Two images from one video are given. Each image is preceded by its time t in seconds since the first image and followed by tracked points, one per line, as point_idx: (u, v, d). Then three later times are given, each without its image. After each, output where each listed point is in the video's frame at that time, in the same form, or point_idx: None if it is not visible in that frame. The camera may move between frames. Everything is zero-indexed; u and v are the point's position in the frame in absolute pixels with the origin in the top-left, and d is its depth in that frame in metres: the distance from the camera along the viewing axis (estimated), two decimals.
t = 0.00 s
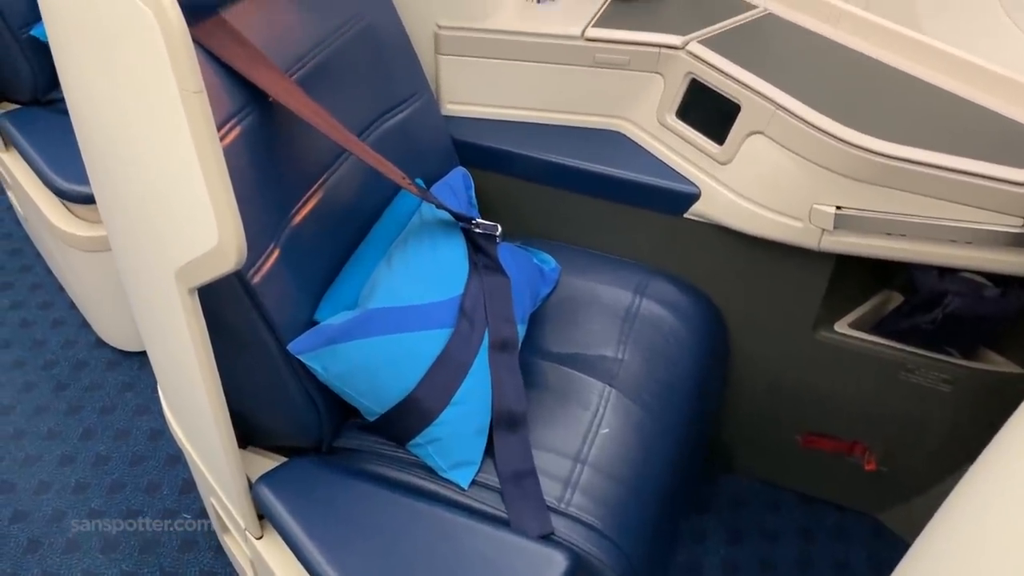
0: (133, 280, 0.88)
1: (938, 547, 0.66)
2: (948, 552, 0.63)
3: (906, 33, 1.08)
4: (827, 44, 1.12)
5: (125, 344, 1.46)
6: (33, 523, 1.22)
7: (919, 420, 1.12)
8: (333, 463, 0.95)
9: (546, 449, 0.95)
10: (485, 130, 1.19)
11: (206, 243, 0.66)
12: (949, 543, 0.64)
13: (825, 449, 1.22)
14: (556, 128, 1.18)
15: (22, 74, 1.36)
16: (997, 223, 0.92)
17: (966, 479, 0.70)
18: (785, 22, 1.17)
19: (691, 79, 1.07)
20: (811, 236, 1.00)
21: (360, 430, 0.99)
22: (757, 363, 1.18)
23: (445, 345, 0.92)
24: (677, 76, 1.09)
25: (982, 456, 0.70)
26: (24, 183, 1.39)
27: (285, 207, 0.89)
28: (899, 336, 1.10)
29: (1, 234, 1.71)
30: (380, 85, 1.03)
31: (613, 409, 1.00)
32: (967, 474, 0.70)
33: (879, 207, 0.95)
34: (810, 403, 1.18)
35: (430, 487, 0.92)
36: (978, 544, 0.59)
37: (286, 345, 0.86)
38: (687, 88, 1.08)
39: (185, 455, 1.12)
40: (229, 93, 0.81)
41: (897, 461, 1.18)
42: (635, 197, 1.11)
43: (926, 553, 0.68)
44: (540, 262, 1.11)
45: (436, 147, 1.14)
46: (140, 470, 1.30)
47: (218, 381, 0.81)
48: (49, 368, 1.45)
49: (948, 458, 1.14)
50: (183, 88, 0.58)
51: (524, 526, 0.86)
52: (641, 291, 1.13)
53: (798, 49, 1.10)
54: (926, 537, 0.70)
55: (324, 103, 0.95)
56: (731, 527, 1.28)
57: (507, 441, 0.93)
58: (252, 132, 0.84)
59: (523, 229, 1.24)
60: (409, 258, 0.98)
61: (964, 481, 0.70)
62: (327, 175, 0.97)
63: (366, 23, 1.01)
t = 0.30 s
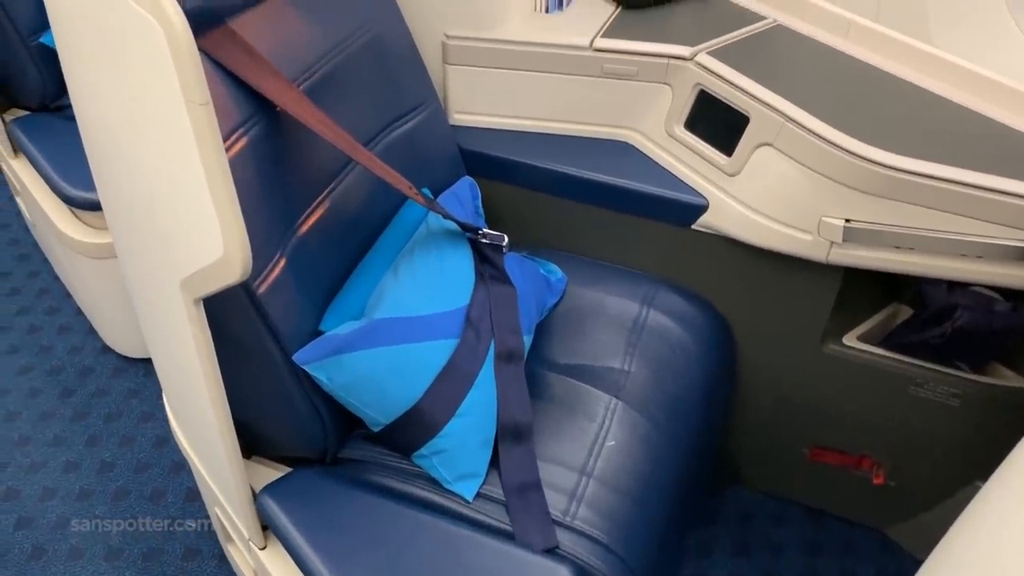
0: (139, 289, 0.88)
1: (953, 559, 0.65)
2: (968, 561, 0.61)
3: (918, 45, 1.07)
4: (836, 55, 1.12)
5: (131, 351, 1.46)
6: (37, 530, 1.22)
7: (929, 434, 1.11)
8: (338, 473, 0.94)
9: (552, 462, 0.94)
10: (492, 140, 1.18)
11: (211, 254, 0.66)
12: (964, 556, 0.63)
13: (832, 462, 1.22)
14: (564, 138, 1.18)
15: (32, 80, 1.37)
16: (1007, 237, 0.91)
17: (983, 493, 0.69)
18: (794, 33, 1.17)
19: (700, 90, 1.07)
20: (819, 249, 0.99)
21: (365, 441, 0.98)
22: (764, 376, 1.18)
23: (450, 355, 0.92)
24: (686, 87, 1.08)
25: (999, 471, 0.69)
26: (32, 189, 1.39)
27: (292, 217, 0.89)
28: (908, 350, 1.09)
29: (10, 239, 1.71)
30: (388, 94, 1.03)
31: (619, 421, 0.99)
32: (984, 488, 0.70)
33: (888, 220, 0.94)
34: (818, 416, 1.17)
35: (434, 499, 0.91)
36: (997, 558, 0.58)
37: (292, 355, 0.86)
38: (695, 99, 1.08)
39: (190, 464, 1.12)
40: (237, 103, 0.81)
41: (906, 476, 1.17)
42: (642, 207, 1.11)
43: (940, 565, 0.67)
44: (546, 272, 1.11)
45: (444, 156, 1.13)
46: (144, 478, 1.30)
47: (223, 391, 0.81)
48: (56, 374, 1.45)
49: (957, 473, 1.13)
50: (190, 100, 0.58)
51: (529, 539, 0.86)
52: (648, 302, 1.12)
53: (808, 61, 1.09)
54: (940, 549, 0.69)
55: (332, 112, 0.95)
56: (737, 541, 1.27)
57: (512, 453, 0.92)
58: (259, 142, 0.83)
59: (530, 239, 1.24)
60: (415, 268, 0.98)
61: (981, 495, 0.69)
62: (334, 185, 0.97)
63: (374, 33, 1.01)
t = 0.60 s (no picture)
0: (146, 299, 0.88)
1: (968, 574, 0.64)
2: None
3: (929, 59, 1.07)
4: (846, 68, 1.11)
5: (138, 358, 1.47)
6: (42, 536, 1.22)
7: (939, 450, 1.10)
8: (343, 485, 0.94)
9: (558, 474, 0.94)
10: (501, 150, 1.18)
11: (218, 266, 0.66)
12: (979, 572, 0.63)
13: (840, 476, 1.21)
14: (572, 149, 1.18)
15: (43, 88, 1.37)
16: (1018, 252, 0.90)
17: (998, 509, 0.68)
18: (803, 46, 1.16)
19: (709, 103, 1.07)
20: (829, 262, 0.98)
21: (371, 452, 0.98)
22: (772, 389, 1.17)
23: (457, 367, 0.92)
24: (695, 99, 1.08)
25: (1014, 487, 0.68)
26: (42, 196, 1.40)
27: (299, 227, 0.89)
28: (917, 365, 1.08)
29: (19, 245, 1.72)
30: (397, 105, 1.04)
31: (626, 435, 0.99)
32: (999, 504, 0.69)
33: (899, 234, 0.93)
34: (826, 430, 1.16)
35: (440, 511, 0.91)
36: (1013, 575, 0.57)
37: (298, 365, 0.85)
38: (704, 111, 1.08)
39: (196, 473, 1.12)
40: (246, 114, 0.81)
41: (915, 491, 1.16)
42: (650, 219, 1.11)
43: None
44: (553, 283, 1.11)
45: (452, 167, 1.13)
46: (150, 486, 1.30)
47: (229, 402, 0.81)
48: (64, 380, 1.45)
49: (965, 491, 1.12)
50: (198, 113, 0.58)
51: (534, 553, 0.85)
52: (656, 314, 1.12)
53: (819, 74, 1.09)
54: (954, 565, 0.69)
55: (340, 123, 0.95)
56: (744, 554, 1.26)
57: (518, 466, 0.92)
58: (267, 152, 0.84)
59: (538, 250, 1.24)
60: (422, 278, 0.98)
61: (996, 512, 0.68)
62: (342, 195, 0.97)
63: (384, 44, 1.01)
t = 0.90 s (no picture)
0: (154, 308, 0.88)
1: None
2: None
3: (940, 72, 1.06)
4: (856, 80, 1.11)
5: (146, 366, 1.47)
6: (49, 543, 1.22)
7: (948, 465, 1.09)
8: (348, 495, 0.94)
9: (564, 487, 0.93)
10: (509, 161, 1.18)
11: (225, 277, 0.66)
12: None
13: (848, 490, 1.20)
14: (580, 160, 1.18)
15: (55, 96, 1.38)
16: None
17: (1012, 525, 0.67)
18: (813, 58, 1.16)
19: (718, 114, 1.07)
20: (838, 275, 0.98)
21: (376, 463, 0.98)
22: (781, 402, 1.16)
23: (463, 378, 0.91)
24: (704, 111, 1.08)
25: None
26: (52, 204, 1.41)
27: (308, 238, 0.89)
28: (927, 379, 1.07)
29: (30, 252, 1.73)
30: (406, 115, 1.04)
31: (633, 447, 0.98)
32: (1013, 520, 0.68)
33: (908, 248, 0.93)
34: (835, 444, 1.15)
35: (446, 523, 0.91)
36: None
37: (304, 375, 0.86)
38: (714, 122, 1.08)
39: (202, 482, 1.12)
40: (255, 125, 0.82)
41: (924, 506, 1.15)
42: (658, 230, 1.10)
43: None
44: (560, 294, 1.09)
45: (460, 177, 1.13)
46: (157, 493, 1.30)
47: (235, 412, 0.81)
48: (72, 387, 1.46)
49: (974, 507, 1.11)
50: (206, 125, 0.58)
51: (540, 566, 0.85)
52: (663, 326, 1.11)
53: (829, 86, 1.08)
54: None
55: (349, 134, 0.95)
56: (751, 568, 1.25)
57: (524, 478, 0.91)
58: (276, 162, 0.84)
59: (545, 261, 1.23)
60: (429, 289, 0.98)
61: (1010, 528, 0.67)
62: (350, 206, 0.97)
63: (394, 54, 1.01)
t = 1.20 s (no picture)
0: (163, 319, 0.88)
1: None
2: None
3: (954, 88, 1.06)
4: (868, 95, 1.10)
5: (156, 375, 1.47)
6: (57, 552, 1.22)
7: (961, 483, 1.08)
8: (355, 509, 0.93)
9: (572, 503, 0.93)
10: (519, 173, 1.18)
11: (234, 291, 0.66)
12: None
13: (859, 507, 1.19)
14: (590, 173, 1.18)
15: (69, 107, 1.39)
16: None
17: None
18: (825, 72, 1.16)
19: (729, 128, 1.06)
20: (849, 291, 0.97)
21: (383, 476, 0.97)
22: (791, 418, 1.15)
23: (471, 392, 0.91)
24: (715, 124, 1.08)
25: None
26: (64, 213, 1.41)
27: (317, 250, 0.89)
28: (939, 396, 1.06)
29: (42, 260, 1.74)
30: (416, 127, 1.04)
31: (642, 463, 0.98)
32: None
33: (921, 264, 0.92)
34: (846, 461, 1.14)
35: (452, 538, 0.90)
36: None
37: (312, 388, 0.85)
38: (724, 136, 1.07)
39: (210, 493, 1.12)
40: (266, 138, 0.82)
41: (936, 525, 1.14)
42: (668, 244, 1.10)
43: None
44: (569, 306, 1.09)
45: (470, 189, 1.13)
46: (164, 503, 1.30)
47: (243, 424, 0.80)
48: (81, 396, 1.46)
49: (986, 526, 1.10)
50: (215, 141, 0.59)
51: None
52: (673, 340, 1.11)
53: (841, 102, 1.08)
54: None
55: (359, 146, 0.95)
56: None
57: (532, 494, 0.91)
58: (286, 175, 0.84)
59: (555, 274, 1.23)
60: (438, 302, 0.98)
61: None
62: (359, 218, 0.97)
63: (405, 67, 1.02)
